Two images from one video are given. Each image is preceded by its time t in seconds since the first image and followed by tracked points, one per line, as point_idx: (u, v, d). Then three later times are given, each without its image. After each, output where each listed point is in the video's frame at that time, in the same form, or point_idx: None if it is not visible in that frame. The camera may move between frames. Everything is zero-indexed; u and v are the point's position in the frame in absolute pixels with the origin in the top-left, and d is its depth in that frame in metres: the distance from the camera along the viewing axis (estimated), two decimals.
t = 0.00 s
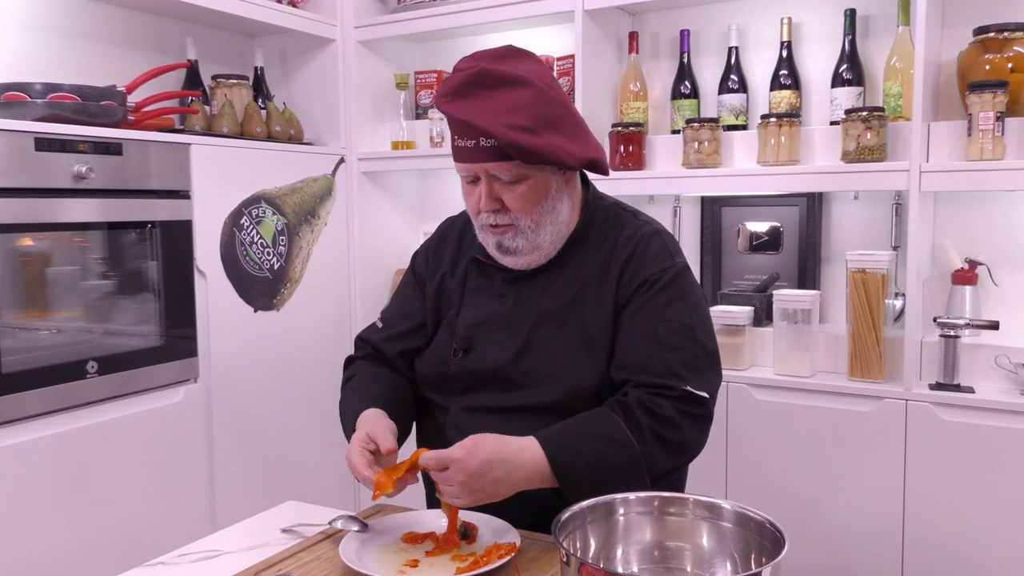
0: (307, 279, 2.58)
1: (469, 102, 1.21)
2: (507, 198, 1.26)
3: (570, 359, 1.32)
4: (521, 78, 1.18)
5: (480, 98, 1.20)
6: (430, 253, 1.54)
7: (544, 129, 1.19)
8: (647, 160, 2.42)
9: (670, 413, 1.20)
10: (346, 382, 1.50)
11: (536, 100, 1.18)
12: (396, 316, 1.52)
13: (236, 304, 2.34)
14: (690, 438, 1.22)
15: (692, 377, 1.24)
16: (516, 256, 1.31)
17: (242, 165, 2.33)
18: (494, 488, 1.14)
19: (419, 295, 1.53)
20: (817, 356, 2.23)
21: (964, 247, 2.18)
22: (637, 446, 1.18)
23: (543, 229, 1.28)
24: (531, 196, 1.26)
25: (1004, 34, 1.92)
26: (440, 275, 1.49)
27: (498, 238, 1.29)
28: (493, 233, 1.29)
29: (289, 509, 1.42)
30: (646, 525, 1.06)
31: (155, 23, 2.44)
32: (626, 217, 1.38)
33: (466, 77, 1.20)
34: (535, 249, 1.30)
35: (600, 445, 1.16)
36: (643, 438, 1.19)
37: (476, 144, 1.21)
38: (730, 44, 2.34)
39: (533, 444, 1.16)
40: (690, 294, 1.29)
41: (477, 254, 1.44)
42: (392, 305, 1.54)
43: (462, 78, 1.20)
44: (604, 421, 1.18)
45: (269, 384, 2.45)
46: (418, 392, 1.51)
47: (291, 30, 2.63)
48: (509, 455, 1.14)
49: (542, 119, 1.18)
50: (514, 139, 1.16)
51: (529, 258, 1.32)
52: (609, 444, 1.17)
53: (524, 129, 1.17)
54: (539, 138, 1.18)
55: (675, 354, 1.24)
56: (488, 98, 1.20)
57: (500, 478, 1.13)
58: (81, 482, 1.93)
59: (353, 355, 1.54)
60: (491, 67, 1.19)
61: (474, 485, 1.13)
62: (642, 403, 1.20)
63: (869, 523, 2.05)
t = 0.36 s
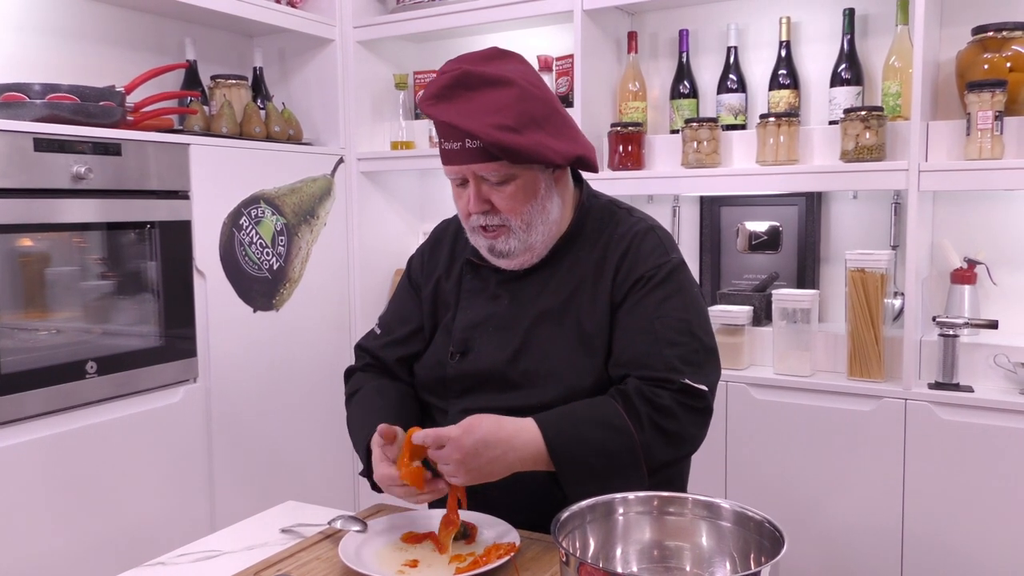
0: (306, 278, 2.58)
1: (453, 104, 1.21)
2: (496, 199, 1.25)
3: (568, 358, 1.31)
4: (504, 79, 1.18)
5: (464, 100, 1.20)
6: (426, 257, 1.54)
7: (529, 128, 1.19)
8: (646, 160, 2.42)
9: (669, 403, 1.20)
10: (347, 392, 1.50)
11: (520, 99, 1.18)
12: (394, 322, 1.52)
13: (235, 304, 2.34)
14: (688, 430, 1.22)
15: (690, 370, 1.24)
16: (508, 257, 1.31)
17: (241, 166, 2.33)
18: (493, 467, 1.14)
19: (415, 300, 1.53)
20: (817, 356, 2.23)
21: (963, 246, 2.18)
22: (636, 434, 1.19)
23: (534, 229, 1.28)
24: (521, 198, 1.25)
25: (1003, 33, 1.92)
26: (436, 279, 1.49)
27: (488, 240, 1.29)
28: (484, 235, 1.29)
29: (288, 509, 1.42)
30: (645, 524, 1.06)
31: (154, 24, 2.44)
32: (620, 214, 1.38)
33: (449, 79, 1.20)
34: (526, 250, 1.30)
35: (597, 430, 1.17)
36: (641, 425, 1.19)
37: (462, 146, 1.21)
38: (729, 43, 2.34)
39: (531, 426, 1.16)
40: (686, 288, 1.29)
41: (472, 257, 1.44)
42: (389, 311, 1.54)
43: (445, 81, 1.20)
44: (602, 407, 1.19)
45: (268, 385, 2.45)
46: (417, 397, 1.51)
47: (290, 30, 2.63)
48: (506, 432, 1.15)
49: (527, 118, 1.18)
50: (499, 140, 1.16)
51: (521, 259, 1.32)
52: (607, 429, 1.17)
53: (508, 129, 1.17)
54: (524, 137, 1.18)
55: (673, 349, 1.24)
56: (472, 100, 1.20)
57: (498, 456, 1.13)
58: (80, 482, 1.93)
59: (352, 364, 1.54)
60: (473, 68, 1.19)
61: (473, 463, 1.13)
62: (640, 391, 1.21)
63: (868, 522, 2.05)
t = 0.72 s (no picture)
0: (306, 278, 2.58)
1: (453, 111, 1.21)
2: (498, 204, 1.26)
3: (568, 360, 1.31)
4: (504, 84, 1.18)
5: (464, 106, 1.20)
6: (426, 257, 1.54)
7: (530, 134, 1.18)
8: (646, 159, 2.42)
9: (669, 408, 1.20)
10: (348, 392, 1.50)
11: (520, 105, 1.18)
12: (394, 322, 1.52)
13: (234, 304, 2.34)
14: (689, 434, 1.22)
15: (691, 374, 1.23)
16: (510, 262, 1.31)
17: (240, 165, 2.33)
18: (507, 459, 1.15)
19: (415, 300, 1.53)
20: (816, 355, 2.23)
21: (962, 246, 2.18)
22: (633, 438, 1.19)
23: (535, 233, 1.29)
24: (522, 201, 1.26)
25: (1003, 33, 1.92)
26: (436, 280, 1.49)
27: (490, 245, 1.28)
28: (486, 240, 1.29)
29: (287, 509, 1.42)
30: (644, 524, 1.06)
31: (153, 23, 2.44)
32: (621, 215, 1.38)
33: (449, 86, 1.19)
34: (528, 254, 1.30)
35: (594, 433, 1.17)
36: (639, 430, 1.19)
37: (463, 152, 1.21)
38: (729, 43, 2.34)
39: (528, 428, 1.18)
40: (688, 291, 1.29)
41: (472, 258, 1.44)
42: (389, 311, 1.54)
43: (445, 87, 1.20)
44: (599, 410, 1.20)
45: (267, 384, 2.45)
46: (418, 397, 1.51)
47: (289, 30, 2.63)
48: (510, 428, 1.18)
49: (528, 124, 1.18)
50: (499, 146, 1.15)
51: (522, 263, 1.32)
52: (603, 433, 1.18)
53: (509, 136, 1.17)
54: (525, 143, 1.18)
55: (674, 352, 1.24)
56: (472, 106, 1.20)
57: (506, 444, 1.15)
58: (80, 482, 1.93)
59: (353, 364, 1.54)
60: (473, 74, 1.19)
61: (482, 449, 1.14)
62: (639, 395, 1.21)
63: (868, 522, 2.05)
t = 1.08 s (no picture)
0: (305, 278, 2.58)
1: (464, 111, 1.21)
2: (505, 205, 1.25)
3: (570, 360, 1.31)
4: (516, 86, 1.18)
5: (475, 107, 1.20)
6: (428, 256, 1.54)
7: (540, 136, 1.19)
8: (644, 159, 2.42)
9: (671, 413, 1.20)
10: (349, 389, 1.50)
11: (531, 107, 1.18)
12: (395, 321, 1.52)
13: (233, 304, 2.34)
14: (689, 438, 1.22)
15: (693, 379, 1.23)
16: (515, 262, 1.31)
17: (239, 166, 2.33)
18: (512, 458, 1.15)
19: (416, 299, 1.53)
20: (815, 354, 2.23)
21: (961, 245, 2.18)
22: (634, 443, 1.19)
23: (542, 235, 1.28)
24: (529, 203, 1.25)
25: (1001, 32, 1.91)
26: (437, 279, 1.49)
27: (496, 246, 1.28)
28: (492, 239, 1.28)
29: (286, 509, 1.42)
30: (642, 524, 1.06)
31: (152, 24, 2.44)
32: (623, 216, 1.38)
33: (460, 86, 1.19)
34: (533, 255, 1.30)
35: (594, 437, 1.18)
36: (640, 435, 1.19)
37: (473, 153, 1.20)
38: (728, 43, 2.34)
39: (529, 431, 1.18)
40: (690, 294, 1.29)
41: (475, 257, 1.44)
42: (390, 309, 1.54)
43: (456, 88, 1.19)
44: (599, 413, 1.19)
45: (266, 385, 2.45)
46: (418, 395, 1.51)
47: (287, 30, 2.63)
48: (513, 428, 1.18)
49: (538, 126, 1.18)
50: (511, 149, 1.15)
51: (528, 264, 1.32)
52: (603, 437, 1.18)
53: (520, 138, 1.17)
54: (536, 146, 1.18)
55: (676, 356, 1.24)
56: (483, 107, 1.20)
57: (513, 443, 1.16)
58: (79, 482, 1.93)
59: (353, 362, 1.54)
60: (484, 74, 1.19)
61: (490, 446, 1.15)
62: (641, 399, 1.21)
63: (867, 521, 2.05)
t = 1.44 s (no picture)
0: (304, 278, 2.58)
1: (467, 110, 1.20)
2: (509, 203, 1.25)
3: (569, 357, 1.31)
4: (519, 85, 1.18)
5: (479, 106, 1.20)
6: (426, 253, 1.54)
7: (544, 135, 1.19)
8: (643, 158, 2.42)
9: (669, 409, 1.20)
10: (347, 386, 1.50)
11: (535, 106, 1.18)
12: (393, 318, 1.52)
13: (231, 304, 2.34)
14: (688, 435, 1.22)
15: (692, 376, 1.24)
16: (519, 261, 1.31)
17: (237, 165, 2.33)
18: (512, 448, 1.16)
19: (415, 297, 1.53)
20: (814, 353, 2.23)
21: (960, 244, 2.18)
22: (631, 439, 1.19)
23: (546, 233, 1.28)
24: (533, 201, 1.25)
25: (999, 30, 1.92)
26: (436, 276, 1.49)
27: (500, 244, 1.28)
28: (496, 238, 1.28)
29: (284, 509, 1.41)
30: (639, 523, 1.06)
31: (150, 24, 2.44)
32: (622, 215, 1.38)
33: (463, 85, 1.19)
34: (537, 253, 1.30)
35: (592, 434, 1.18)
36: (638, 431, 1.19)
37: (476, 152, 1.20)
38: (726, 42, 2.34)
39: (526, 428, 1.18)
40: (689, 291, 1.29)
41: (474, 254, 1.44)
42: (388, 307, 1.54)
43: (460, 86, 1.19)
44: (598, 410, 1.19)
45: (265, 385, 2.45)
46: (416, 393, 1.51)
47: (285, 30, 2.63)
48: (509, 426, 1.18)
49: (542, 125, 1.19)
50: (516, 148, 1.15)
51: (531, 263, 1.32)
52: (600, 434, 1.18)
53: (524, 136, 1.17)
54: (540, 144, 1.18)
55: (675, 353, 1.24)
56: (486, 106, 1.19)
57: (513, 434, 1.17)
58: (78, 482, 1.93)
59: (351, 359, 1.54)
60: (487, 73, 1.19)
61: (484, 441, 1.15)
62: (639, 395, 1.21)
63: (866, 520, 2.05)
